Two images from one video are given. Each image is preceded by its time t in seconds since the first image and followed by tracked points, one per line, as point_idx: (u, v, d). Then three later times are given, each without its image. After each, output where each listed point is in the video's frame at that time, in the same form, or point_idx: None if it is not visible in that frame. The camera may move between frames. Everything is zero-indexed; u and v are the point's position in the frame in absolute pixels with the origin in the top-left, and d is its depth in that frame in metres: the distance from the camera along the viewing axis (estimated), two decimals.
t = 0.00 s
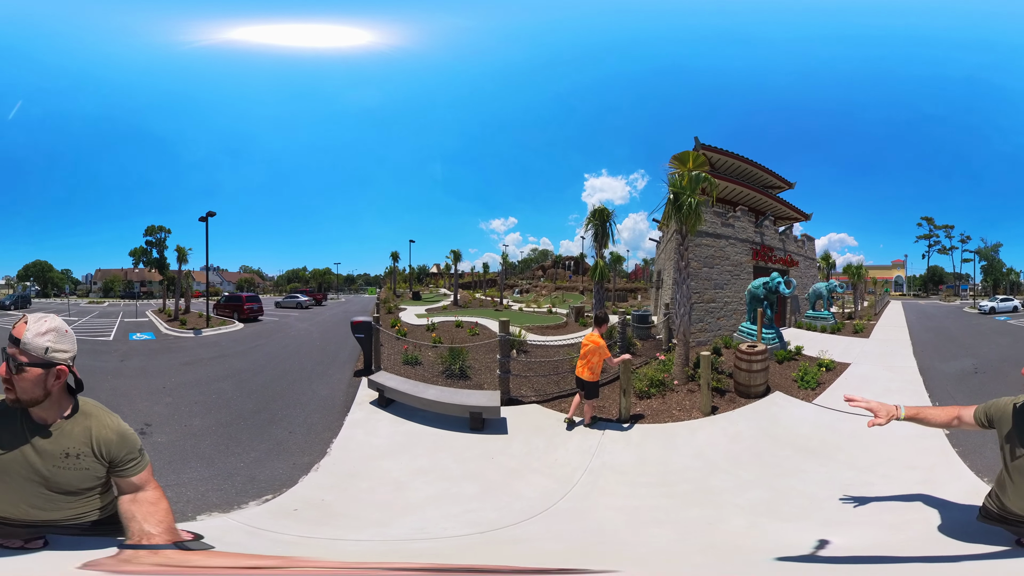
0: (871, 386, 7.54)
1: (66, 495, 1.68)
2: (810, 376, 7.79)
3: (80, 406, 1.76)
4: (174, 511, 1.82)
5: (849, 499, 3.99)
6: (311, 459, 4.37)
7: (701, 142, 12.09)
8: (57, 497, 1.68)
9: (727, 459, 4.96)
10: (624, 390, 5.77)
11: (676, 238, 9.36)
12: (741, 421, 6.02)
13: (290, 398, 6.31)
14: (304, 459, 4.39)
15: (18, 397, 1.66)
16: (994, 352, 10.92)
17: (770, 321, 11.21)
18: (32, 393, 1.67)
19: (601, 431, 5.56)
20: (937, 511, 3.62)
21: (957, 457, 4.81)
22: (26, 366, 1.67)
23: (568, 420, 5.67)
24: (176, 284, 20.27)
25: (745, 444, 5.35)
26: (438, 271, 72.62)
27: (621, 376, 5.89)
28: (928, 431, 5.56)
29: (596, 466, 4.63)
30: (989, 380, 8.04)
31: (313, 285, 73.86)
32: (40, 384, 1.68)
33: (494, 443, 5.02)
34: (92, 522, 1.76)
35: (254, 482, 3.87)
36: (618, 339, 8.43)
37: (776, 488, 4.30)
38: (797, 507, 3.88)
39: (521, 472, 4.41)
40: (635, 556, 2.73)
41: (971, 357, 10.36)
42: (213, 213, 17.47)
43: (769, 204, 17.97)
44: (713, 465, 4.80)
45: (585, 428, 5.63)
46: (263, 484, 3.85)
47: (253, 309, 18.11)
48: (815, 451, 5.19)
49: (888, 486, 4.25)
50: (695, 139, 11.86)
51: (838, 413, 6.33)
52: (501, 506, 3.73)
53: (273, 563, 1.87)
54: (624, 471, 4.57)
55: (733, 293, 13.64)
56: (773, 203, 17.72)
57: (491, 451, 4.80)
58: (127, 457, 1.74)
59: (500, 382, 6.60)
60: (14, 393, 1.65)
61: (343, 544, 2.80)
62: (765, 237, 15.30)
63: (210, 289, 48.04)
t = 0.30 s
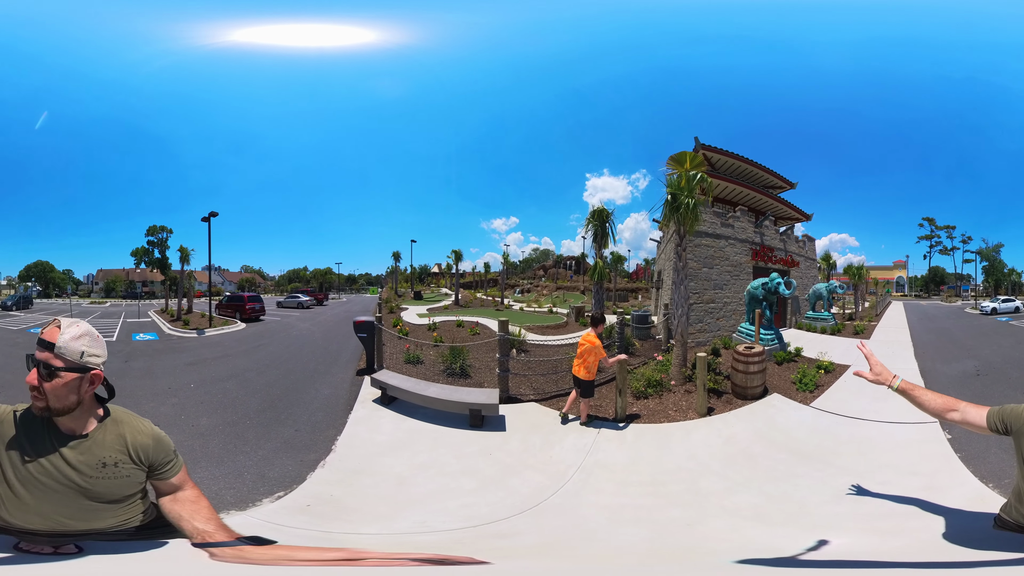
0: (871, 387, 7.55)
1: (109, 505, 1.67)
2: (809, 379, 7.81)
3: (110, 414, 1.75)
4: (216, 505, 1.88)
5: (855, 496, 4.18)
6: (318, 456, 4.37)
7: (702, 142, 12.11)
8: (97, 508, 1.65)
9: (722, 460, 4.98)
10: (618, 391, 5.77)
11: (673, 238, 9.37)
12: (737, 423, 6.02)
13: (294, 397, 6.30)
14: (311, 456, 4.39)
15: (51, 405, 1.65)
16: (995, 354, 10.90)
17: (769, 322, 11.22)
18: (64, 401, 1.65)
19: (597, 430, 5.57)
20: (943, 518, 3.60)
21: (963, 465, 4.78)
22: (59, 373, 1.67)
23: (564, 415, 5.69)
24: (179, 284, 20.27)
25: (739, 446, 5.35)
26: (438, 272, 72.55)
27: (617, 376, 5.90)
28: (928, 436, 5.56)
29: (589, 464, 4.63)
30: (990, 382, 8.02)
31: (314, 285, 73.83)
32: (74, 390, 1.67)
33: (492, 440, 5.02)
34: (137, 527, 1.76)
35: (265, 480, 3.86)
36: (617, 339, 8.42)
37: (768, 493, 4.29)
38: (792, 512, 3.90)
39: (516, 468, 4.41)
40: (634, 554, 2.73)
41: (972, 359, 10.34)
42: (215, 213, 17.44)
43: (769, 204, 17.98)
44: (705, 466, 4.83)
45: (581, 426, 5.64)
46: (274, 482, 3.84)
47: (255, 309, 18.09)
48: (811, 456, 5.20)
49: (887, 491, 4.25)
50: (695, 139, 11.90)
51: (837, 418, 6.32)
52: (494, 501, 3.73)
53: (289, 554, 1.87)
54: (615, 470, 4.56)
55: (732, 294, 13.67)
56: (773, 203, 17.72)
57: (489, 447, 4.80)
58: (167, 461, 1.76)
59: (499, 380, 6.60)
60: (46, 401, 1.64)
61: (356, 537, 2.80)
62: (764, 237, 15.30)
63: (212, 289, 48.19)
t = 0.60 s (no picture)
0: (873, 387, 7.50)
1: (105, 502, 1.67)
2: (811, 378, 7.76)
3: (109, 411, 1.77)
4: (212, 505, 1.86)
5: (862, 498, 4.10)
6: (320, 457, 4.36)
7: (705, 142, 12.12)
8: (95, 504, 1.65)
9: (725, 460, 4.95)
10: (622, 391, 5.74)
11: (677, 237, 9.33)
12: (740, 423, 5.99)
13: (297, 397, 6.29)
14: (314, 456, 4.38)
15: (63, 402, 1.66)
16: (999, 354, 10.84)
17: (772, 322, 11.17)
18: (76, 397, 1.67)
19: (600, 430, 5.55)
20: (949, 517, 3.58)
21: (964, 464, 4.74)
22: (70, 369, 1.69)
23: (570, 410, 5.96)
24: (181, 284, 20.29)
25: (743, 446, 5.32)
26: (440, 272, 72.60)
27: (620, 376, 5.88)
28: (931, 436, 5.51)
29: (593, 465, 4.61)
30: (994, 383, 7.96)
31: (316, 285, 74.00)
32: (87, 384, 1.70)
33: (495, 440, 5.00)
34: (133, 524, 1.76)
35: (266, 481, 3.85)
36: (620, 339, 8.40)
37: (772, 493, 4.26)
38: (798, 511, 3.87)
39: (519, 468, 4.39)
40: (635, 555, 2.71)
41: (975, 359, 10.29)
42: (218, 214, 17.39)
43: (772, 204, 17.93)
44: (709, 466, 4.80)
45: (584, 426, 5.62)
46: (276, 482, 3.83)
47: (257, 309, 18.13)
48: (815, 456, 5.16)
49: (892, 491, 4.21)
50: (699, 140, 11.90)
51: (839, 418, 6.28)
52: (497, 502, 3.71)
53: (287, 558, 1.85)
54: (619, 470, 4.54)
55: (735, 294, 13.61)
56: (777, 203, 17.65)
57: (492, 447, 4.78)
58: (164, 460, 1.76)
59: (503, 380, 6.58)
60: (57, 398, 1.65)
61: (361, 537, 2.80)
62: (768, 237, 15.23)
63: (215, 289, 48.57)
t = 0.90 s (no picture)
0: (880, 387, 7.41)
1: (86, 487, 1.81)
2: (818, 377, 7.66)
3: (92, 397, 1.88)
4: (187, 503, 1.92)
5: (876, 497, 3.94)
6: (320, 458, 4.34)
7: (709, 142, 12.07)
8: (78, 491, 1.80)
9: (733, 460, 4.87)
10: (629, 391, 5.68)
11: (683, 237, 9.28)
12: (748, 422, 5.91)
13: (299, 397, 6.28)
14: (313, 457, 4.37)
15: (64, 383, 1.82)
16: (1006, 353, 10.72)
17: (778, 322, 11.05)
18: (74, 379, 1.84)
19: (607, 431, 5.50)
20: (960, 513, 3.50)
21: (968, 461, 4.65)
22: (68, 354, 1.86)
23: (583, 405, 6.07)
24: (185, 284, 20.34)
25: (752, 446, 5.24)
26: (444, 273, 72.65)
27: (628, 376, 5.81)
28: (936, 433, 5.41)
29: (602, 466, 4.57)
30: (1002, 381, 7.86)
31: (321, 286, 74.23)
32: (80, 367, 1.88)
33: (500, 442, 4.96)
34: (112, 515, 1.92)
35: (263, 481, 3.84)
36: (626, 339, 8.34)
37: (784, 490, 4.20)
38: (807, 510, 3.80)
39: (525, 471, 4.35)
40: (632, 557, 2.67)
41: (981, 357, 10.19)
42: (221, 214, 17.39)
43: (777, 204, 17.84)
44: (721, 465, 4.73)
45: (591, 428, 5.56)
46: (273, 483, 3.82)
47: (261, 309, 18.19)
48: (824, 453, 5.09)
49: (901, 490, 4.14)
50: (703, 139, 11.85)
51: (847, 416, 6.16)
52: (504, 505, 3.68)
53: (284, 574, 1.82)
54: (629, 471, 4.50)
55: (740, 294, 13.51)
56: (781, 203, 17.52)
57: (497, 450, 4.74)
58: (138, 449, 1.85)
59: (507, 381, 6.54)
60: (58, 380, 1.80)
61: (345, 541, 2.76)
62: (772, 237, 15.10)
63: (218, 289, 48.83)
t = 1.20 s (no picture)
0: (884, 384, 7.31)
1: (67, 472, 1.84)
2: (824, 374, 7.54)
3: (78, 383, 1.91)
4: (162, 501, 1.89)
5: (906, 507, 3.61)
6: (321, 460, 4.31)
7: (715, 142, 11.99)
8: (59, 475, 1.85)
9: (743, 458, 4.80)
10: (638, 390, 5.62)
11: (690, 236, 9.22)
12: (757, 420, 5.83)
13: (302, 398, 6.26)
14: (314, 459, 4.34)
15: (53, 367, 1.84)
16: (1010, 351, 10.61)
17: (785, 321, 10.93)
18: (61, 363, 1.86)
19: (616, 432, 5.44)
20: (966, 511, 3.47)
21: (968, 455, 4.61)
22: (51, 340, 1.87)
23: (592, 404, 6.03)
24: (189, 284, 20.45)
25: (764, 444, 5.14)
26: (448, 273, 72.87)
27: (636, 376, 5.74)
28: (941, 428, 5.33)
29: (613, 468, 4.51)
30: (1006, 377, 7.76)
31: (325, 286, 74.67)
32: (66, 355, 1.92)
33: (507, 445, 4.90)
34: (89, 510, 1.93)
35: (261, 482, 3.82)
36: (632, 339, 8.27)
37: (796, 486, 4.14)
38: (819, 508, 3.73)
39: (534, 474, 4.30)
40: (637, 560, 2.63)
41: (984, 355, 10.05)
42: (224, 214, 17.41)
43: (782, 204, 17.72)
44: (733, 464, 4.65)
45: (600, 429, 5.50)
46: (270, 485, 3.80)
47: (266, 309, 18.28)
48: (832, 449, 5.01)
49: (909, 485, 4.07)
50: (708, 139, 11.76)
51: (853, 412, 6.08)
52: (514, 509, 3.63)
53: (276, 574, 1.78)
54: (642, 472, 4.44)
55: (746, 293, 13.39)
56: (786, 203, 17.40)
57: (504, 453, 4.68)
58: (113, 436, 1.85)
59: (514, 382, 6.49)
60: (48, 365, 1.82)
61: (335, 546, 2.72)
62: (778, 237, 14.98)
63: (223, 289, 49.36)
